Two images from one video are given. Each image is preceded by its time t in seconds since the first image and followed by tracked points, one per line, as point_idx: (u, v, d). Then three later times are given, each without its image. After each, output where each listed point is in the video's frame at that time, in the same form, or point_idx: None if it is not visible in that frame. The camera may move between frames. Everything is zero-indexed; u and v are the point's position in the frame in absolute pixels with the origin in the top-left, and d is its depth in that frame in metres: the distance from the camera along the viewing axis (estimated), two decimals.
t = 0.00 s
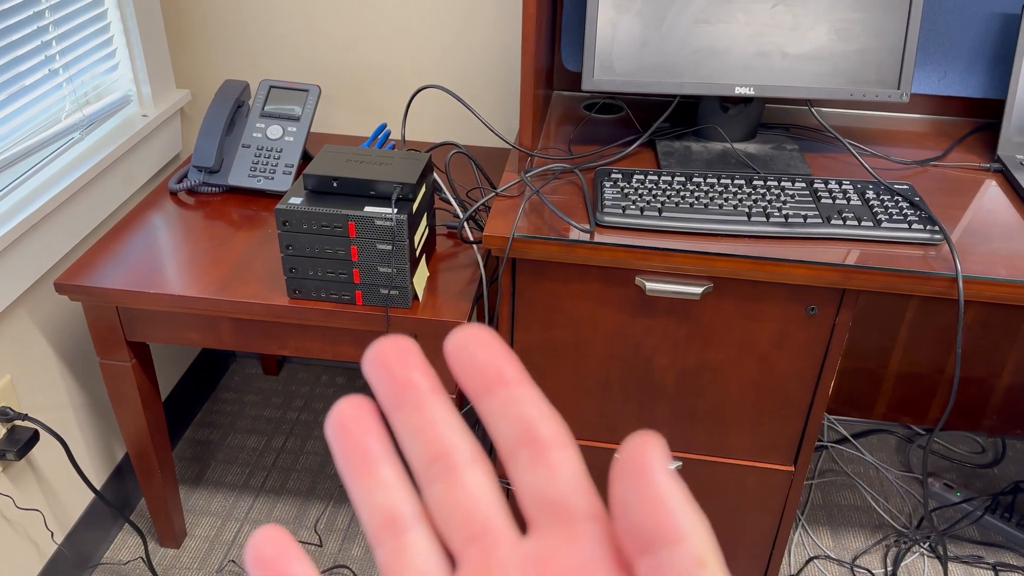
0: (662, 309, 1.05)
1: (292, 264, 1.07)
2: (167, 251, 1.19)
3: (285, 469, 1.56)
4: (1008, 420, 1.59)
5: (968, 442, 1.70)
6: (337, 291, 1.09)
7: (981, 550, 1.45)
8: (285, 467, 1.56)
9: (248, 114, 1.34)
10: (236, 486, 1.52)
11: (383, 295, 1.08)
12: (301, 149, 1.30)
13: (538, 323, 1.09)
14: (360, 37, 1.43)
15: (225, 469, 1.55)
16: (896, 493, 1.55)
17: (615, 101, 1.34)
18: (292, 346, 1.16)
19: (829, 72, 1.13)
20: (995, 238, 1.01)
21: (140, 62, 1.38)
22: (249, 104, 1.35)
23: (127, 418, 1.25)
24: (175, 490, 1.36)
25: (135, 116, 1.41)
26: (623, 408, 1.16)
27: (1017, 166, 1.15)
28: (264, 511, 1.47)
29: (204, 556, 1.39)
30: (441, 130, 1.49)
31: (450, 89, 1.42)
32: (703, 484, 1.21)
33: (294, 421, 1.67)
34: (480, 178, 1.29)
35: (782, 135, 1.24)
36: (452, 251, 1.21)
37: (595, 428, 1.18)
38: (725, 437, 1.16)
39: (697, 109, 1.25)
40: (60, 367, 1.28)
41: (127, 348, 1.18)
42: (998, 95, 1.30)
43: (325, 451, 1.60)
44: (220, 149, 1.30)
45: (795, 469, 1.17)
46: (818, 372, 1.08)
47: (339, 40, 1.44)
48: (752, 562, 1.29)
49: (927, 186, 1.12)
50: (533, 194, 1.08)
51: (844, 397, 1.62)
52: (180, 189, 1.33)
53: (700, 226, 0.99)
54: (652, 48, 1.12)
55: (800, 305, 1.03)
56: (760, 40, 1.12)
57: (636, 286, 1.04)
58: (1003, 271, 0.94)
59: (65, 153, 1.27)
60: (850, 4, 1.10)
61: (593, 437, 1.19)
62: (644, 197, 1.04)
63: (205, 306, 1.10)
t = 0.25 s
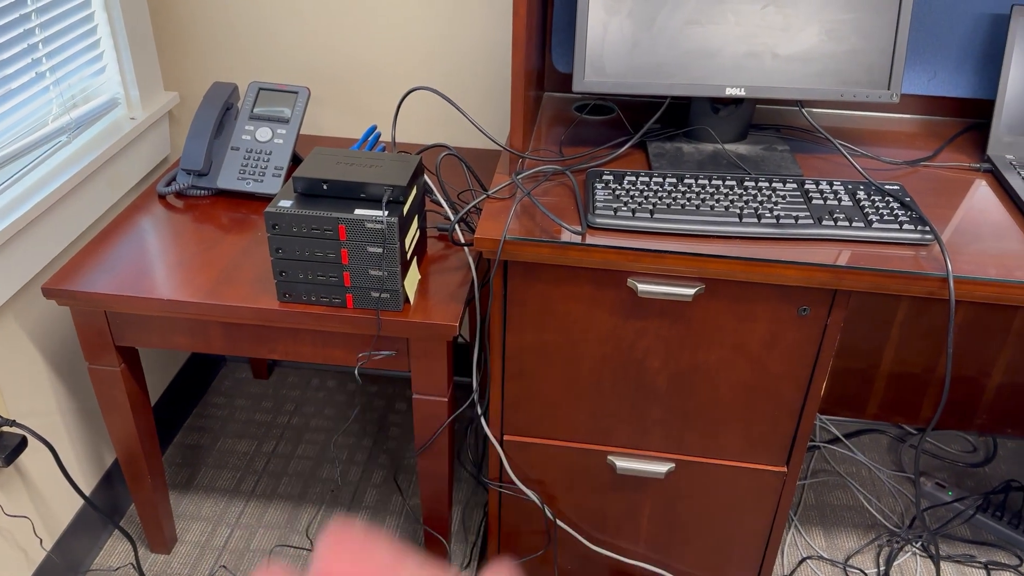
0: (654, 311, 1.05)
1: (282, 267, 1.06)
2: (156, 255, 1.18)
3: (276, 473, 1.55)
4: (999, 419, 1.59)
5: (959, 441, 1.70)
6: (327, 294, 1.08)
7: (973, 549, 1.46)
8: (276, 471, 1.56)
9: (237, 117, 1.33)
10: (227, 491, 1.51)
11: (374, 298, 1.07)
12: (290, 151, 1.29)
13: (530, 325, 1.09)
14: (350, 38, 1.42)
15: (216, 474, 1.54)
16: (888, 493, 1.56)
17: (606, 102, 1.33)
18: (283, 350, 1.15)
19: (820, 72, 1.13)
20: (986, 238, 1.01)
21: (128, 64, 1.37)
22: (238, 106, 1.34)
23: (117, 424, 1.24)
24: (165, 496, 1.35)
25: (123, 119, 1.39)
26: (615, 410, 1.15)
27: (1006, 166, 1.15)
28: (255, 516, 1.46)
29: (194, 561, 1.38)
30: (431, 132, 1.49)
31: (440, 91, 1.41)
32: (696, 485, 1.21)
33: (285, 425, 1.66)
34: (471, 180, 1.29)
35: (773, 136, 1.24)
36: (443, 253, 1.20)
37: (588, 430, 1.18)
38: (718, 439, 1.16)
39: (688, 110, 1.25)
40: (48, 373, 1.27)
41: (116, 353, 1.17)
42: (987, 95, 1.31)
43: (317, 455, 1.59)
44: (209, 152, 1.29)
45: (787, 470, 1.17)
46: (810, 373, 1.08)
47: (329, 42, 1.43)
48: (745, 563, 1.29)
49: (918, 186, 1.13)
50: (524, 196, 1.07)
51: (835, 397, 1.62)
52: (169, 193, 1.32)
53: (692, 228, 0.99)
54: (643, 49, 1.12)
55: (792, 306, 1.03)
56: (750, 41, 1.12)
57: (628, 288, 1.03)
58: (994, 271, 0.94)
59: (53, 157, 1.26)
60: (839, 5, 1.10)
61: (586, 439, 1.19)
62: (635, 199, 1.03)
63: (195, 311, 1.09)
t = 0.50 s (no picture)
0: (639, 312, 1.05)
1: (265, 271, 1.05)
2: (137, 259, 1.17)
3: (261, 478, 1.54)
4: (981, 415, 1.61)
5: (941, 438, 1.72)
6: (311, 297, 1.08)
7: (956, 545, 1.47)
8: (261, 476, 1.55)
9: (218, 119, 1.32)
10: (211, 497, 1.50)
11: (358, 301, 1.07)
12: (272, 154, 1.28)
13: (515, 326, 1.09)
14: (332, 40, 1.42)
15: (200, 479, 1.53)
16: (872, 491, 1.57)
17: (589, 104, 1.34)
18: (267, 354, 1.15)
19: (800, 73, 1.13)
20: (966, 237, 1.02)
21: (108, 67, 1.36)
22: (220, 109, 1.33)
23: (98, 430, 1.23)
24: (148, 502, 1.34)
25: (103, 123, 1.38)
26: (601, 411, 1.16)
27: (985, 165, 1.16)
28: (240, 522, 1.45)
29: (178, 567, 1.37)
30: (415, 134, 1.48)
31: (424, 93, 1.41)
32: (681, 485, 1.21)
33: (269, 429, 1.65)
34: (455, 182, 1.29)
35: (755, 136, 1.25)
36: (427, 255, 1.20)
37: (573, 430, 1.18)
38: (703, 438, 1.16)
39: (670, 111, 1.25)
40: (28, 379, 1.25)
41: (97, 359, 1.16)
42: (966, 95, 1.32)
43: (302, 459, 1.59)
44: (190, 155, 1.28)
45: (772, 468, 1.18)
46: (794, 371, 1.09)
47: (311, 44, 1.42)
48: (731, 561, 1.29)
49: (899, 186, 1.14)
50: (508, 198, 1.07)
51: (819, 396, 1.63)
52: (150, 197, 1.31)
53: (675, 228, 0.99)
54: (625, 51, 1.12)
55: (775, 305, 1.03)
56: (731, 43, 1.12)
57: (612, 289, 1.04)
58: (974, 269, 0.95)
59: (32, 161, 1.25)
60: (819, 6, 1.11)
61: (571, 440, 1.19)
62: (619, 200, 1.04)
63: (177, 315, 1.08)
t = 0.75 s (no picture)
0: (620, 315, 1.05)
1: (242, 277, 1.04)
2: (112, 267, 1.15)
3: (241, 487, 1.52)
4: (959, 413, 1.63)
5: (921, 436, 1.73)
6: (290, 304, 1.06)
7: (937, 543, 1.48)
8: (241, 485, 1.53)
9: (194, 124, 1.30)
10: (190, 507, 1.48)
11: (338, 307, 1.06)
12: (249, 159, 1.27)
13: (496, 331, 1.08)
14: (309, 44, 1.40)
15: (179, 489, 1.51)
16: (853, 490, 1.58)
17: (568, 107, 1.34)
18: (245, 362, 1.13)
19: (778, 75, 1.14)
20: (944, 237, 1.03)
21: (81, 72, 1.34)
22: (196, 114, 1.31)
23: (73, 441, 1.21)
24: (126, 513, 1.32)
25: (77, 128, 1.36)
26: (583, 414, 1.15)
27: (961, 166, 1.17)
28: (220, 532, 1.43)
29: None
30: (394, 138, 1.47)
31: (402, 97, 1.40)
32: (665, 487, 1.21)
33: (249, 437, 1.63)
34: (434, 187, 1.28)
35: (733, 138, 1.25)
36: (407, 260, 1.19)
37: (556, 435, 1.18)
38: (685, 440, 1.16)
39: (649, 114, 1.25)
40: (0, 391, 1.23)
41: (72, 369, 1.14)
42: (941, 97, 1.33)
43: (282, 467, 1.57)
44: (165, 161, 1.26)
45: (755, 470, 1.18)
46: (775, 373, 1.09)
47: (287, 48, 1.41)
48: (715, 562, 1.29)
49: (877, 187, 1.14)
50: (488, 202, 1.07)
51: (800, 396, 1.64)
52: (125, 204, 1.29)
53: (656, 231, 0.99)
54: (604, 54, 1.12)
55: (756, 307, 1.03)
56: (709, 45, 1.12)
57: (593, 292, 1.03)
58: (953, 269, 0.96)
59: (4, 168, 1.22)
60: (795, 9, 1.11)
61: (554, 444, 1.19)
62: (599, 203, 1.04)
63: (153, 323, 1.06)
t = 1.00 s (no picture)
0: (587, 318, 1.06)
1: (206, 285, 1.03)
2: (73, 277, 1.13)
3: (209, 498, 1.50)
4: (924, 410, 1.65)
5: (887, 434, 1.76)
6: (255, 311, 1.05)
7: (904, 539, 1.50)
8: (210, 495, 1.51)
9: (158, 131, 1.29)
10: (158, 518, 1.46)
11: (304, 314, 1.05)
12: (214, 166, 1.26)
13: (464, 336, 1.08)
14: (274, 50, 1.40)
15: (146, 501, 1.49)
16: (822, 488, 1.60)
17: (534, 112, 1.34)
18: (211, 371, 1.12)
19: (740, 79, 1.15)
20: (903, 237, 1.04)
21: (41, 79, 1.32)
22: (159, 121, 1.30)
23: (35, 454, 1.18)
24: (92, 526, 1.29)
25: (37, 136, 1.34)
26: (553, 418, 1.15)
27: (920, 167, 1.20)
28: (188, 543, 1.42)
29: None
30: (361, 144, 1.47)
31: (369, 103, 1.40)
32: (635, 489, 1.22)
33: (217, 447, 1.62)
34: (401, 192, 1.28)
35: (698, 142, 1.27)
36: (375, 266, 1.19)
37: (525, 438, 1.18)
38: (654, 442, 1.17)
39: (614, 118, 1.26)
40: None
41: (32, 380, 1.12)
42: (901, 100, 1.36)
43: (252, 477, 1.55)
44: (128, 168, 1.25)
45: (723, 470, 1.19)
46: (741, 373, 1.10)
47: (252, 54, 1.40)
48: (686, 563, 1.30)
49: (838, 188, 1.16)
50: (455, 207, 1.07)
51: (769, 396, 1.66)
52: (86, 212, 1.27)
53: (621, 234, 1.00)
54: (568, 59, 1.13)
55: (721, 309, 1.04)
56: (672, 50, 1.14)
57: (560, 296, 1.04)
58: (911, 268, 0.97)
59: None
60: (756, 14, 1.13)
61: (524, 448, 1.19)
62: (565, 207, 1.04)
63: (115, 333, 1.05)
